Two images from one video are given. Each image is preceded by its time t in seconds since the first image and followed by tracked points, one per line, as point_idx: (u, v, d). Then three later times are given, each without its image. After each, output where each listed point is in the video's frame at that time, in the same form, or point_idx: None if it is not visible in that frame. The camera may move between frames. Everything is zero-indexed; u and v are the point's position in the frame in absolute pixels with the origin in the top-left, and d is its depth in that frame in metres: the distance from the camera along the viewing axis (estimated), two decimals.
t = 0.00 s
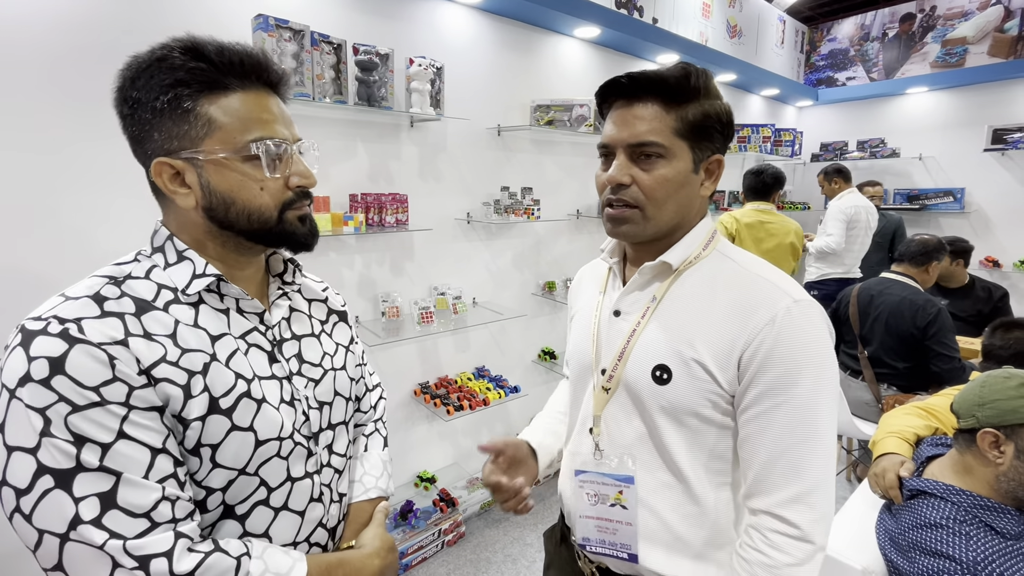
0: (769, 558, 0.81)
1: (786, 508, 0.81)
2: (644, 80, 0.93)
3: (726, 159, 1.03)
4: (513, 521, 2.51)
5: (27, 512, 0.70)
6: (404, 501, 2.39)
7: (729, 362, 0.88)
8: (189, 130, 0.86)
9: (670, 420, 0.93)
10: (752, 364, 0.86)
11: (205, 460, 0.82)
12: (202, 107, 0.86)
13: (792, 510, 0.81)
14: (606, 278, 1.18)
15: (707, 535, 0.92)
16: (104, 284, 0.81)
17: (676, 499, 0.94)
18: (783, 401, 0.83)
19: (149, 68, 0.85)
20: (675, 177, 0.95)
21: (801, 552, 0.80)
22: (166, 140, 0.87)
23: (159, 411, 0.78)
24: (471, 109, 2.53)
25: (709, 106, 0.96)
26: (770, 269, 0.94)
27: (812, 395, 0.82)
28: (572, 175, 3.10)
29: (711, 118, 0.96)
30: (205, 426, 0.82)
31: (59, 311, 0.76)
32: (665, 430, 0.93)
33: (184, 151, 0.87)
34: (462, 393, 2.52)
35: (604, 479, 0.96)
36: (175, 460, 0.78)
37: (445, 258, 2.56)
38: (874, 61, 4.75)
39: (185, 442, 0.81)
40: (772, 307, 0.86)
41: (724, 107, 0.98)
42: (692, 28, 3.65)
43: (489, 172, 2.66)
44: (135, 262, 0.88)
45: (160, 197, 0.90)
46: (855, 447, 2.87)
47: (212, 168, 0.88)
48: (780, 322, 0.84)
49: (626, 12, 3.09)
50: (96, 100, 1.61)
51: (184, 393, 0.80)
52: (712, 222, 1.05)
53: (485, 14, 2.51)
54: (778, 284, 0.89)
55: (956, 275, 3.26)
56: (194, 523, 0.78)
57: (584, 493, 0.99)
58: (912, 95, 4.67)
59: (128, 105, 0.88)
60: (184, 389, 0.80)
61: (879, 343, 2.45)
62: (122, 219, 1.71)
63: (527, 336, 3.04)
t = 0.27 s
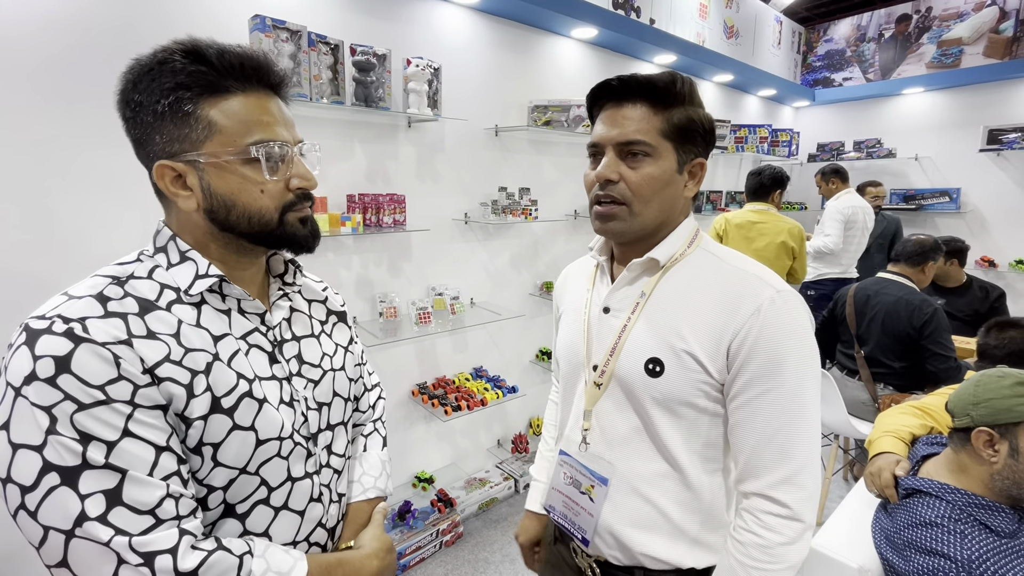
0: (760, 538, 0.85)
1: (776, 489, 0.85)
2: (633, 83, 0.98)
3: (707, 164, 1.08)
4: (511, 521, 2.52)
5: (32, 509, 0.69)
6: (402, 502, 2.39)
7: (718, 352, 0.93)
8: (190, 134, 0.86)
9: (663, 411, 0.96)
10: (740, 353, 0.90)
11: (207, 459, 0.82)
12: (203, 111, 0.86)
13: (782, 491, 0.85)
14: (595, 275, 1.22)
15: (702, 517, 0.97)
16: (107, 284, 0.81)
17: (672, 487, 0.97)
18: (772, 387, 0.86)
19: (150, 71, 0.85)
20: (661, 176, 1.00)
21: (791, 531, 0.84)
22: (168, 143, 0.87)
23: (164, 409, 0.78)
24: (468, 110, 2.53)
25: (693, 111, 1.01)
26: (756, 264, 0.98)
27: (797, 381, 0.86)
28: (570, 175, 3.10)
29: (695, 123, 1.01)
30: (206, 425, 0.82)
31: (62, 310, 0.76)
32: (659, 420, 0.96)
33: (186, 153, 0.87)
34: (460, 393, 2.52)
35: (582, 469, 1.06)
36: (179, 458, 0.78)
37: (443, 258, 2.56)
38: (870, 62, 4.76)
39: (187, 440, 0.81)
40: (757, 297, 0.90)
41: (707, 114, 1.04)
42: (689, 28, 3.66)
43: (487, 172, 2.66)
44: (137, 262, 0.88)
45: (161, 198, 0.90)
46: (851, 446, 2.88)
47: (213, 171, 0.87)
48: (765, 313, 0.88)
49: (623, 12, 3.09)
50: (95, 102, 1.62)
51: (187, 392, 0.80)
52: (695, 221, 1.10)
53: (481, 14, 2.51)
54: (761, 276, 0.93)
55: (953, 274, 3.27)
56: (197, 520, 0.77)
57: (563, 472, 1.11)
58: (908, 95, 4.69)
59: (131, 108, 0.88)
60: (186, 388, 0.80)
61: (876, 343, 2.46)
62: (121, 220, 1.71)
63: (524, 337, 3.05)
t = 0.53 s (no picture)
0: (750, 525, 0.87)
1: (764, 478, 0.87)
2: (619, 90, 0.99)
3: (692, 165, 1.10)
4: (509, 522, 2.52)
5: (34, 505, 0.69)
6: (401, 502, 2.39)
7: (705, 346, 0.94)
8: (189, 135, 0.86)
9: (654, 404, 0.98)
10: (726, 346, 0.92)
11: (208, 456, 0.83)
12: (202, 112, 0.86)
13: (769, 479, 0.87)
14: (586, 275, 1.24)
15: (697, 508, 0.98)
16: (108, 284, 0.81)
17: (667, 478, 0.98)
18: (757, 379, 0.88)
19: (151, 75, 0.86)
20: (648, 179, 1.01)
21: (779, 517, 0.86)
22: (168, 145, 0.87)
23: (165, 407, 0.79)
24: (466, 110, 2.53)
25: (677, 115, 1.03)
26: (743, 262, 1.00)
27: (781, 372, 0.88)
28: (568, 176, 3.11)
29: (680, 127, 1.03)
30: (207, 423, 0.82)
31: (65, 309, 0.76)
32: (649, 413, 0.98)
33: (185, 155, 0.87)
34: (458, 394, 2.53)
35: (578, 462, 1.06)
36: (179, 456, 0.79)
37: (442, 258, 2.56)
38: (867, 62, 4.78)
39: (188, 438, 0.81)
40: (740, 292, 0.92)
41: (691, 117, 1.05)
42: (686, 29, 3.67)
43: (485, 172, 2.67)
44: (139, 262, 0.88)
45: (162, 200, 0.90)
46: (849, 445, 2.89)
47: (212, 172, 0.88)
48: (748, 307, 0.90)
49: (621, 13, 3.10)
50: (93, 103, 1.62)
51: (188, 391, 0.81)
52: (682, 219, 1.12)
53: (479, 15, 2.52)
54: (745, 272, 0.95)
55: (951, 273, 3.28)
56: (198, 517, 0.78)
57: (559, 468, 1.11)
58: (905, 95, 4.70)
59: (132, 110, 0.88)
60: (187, 387, 0.81)
61: (873, 342, 2.47)
62: (120, 221, 1.71)
63: (523, 337, 3.05)
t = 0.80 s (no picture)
0: (738, 517, 0.87)
1: (751, 470, 0.88)
2: (608, 93, 1.01)
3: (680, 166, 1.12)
4: (508, 522, 2.52)
5: (38, 503, 0.70)
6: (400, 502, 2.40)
7: (694, 342, 0.95)
8: (191, 136, 0.87)
9: (645, 400, 0.99)
10: (714, 341, 0.92)
11: (210, 455, 0.83)
12: (203, 114, 0.87)
13: (757, 472, 0.87)
14: (580, 275, 1.25)
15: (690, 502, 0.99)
16: (111, 284, 0.81)
17: (659, 472, 0.99)
18: (743, 373, 0.89)
19: (151, 78, 0.86)
20: (637, 180, 1.03)
21: (766, 509, 0.87)
22: (170, 147, 0.87)
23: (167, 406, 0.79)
24: (465, 111, 2.54)
25: (665, 118, 1.04)
26: (731, 259, 1.01)
27: (766, 367, 0.89)
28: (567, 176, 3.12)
29: (667, 129, 1.04)
30: (209, 422, 0.82)
31: (68, 309, 0.76)
32: (641, 408, 0.98)
33: (187, 156, 0.87)
34: (457, 394, 2.53)
35: (574, 458, 1.07)
36: (182, 454, 0.79)
37: (441, 259, 2.57)
38: (864, 63, 4.80)
39: (190, 437, 0.82)
40: (726, 290, 0.93)
41: (678, 120, 1.07)
42: (684, 30, 3.68)
43: (483, 173, 2.67)
44: (141, 262, 0.89)
45: (164, 201, 0.91)
46: (846, 444, 2.90)
47: (214, 172, 0.88)
48: (734, 304, 0.91)
49: (619, 14, 3.11)
50: (94, 105, 1.62)
51: (189, 390, 0.81)
52: (672, 218, 1.13)
53: (478, 17, 2.52)
54: (731, 270, 0.96)
55: (948, 273, 3.29)
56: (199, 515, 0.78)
57: (556, 464, 1.12)
58: (901, 96, 4.72)
59: (133, 113, 0.88)
60: (189, 385, 0.81)
61: (870, 342, 2.48)
62: (119, 222, 1.71)
63: (522, 337, 3.05)
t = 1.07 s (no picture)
0: (728, 509, 0.88)
1: (739, 463, 0.88)
2: (592, 100, 1.02)
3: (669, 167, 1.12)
4: (507, 522, 2.52)
5: (26, 506, 0.70)
6: (399, 503, 2.40)
7: (684, 338, 0.96)
8: (195, 138, 0.87)
9: (637, 394, 0.99)
10: (703, 337, 0.93)
11: (210, 456, 0.83)
12: (206, 114, 0.87)
13: (744, 464, 0.88)
14: (576, 276, 1.26)
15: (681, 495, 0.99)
16: (111, 284, 0.82)
17: (650, 466, 0.99)
18: (729, 369, 0.89)
19: (151, 79, 0.86)
20: (626, 182, 1.03)
21: (754, 501, 0.87)
22: (173, 148, 0.87)
23: (160, 411, 0.78)
24: (463, 112, 2.54)
25: (650, 120, 1.05)
26: (720, 258, 1.02)
27: (753, 362, 0.89)
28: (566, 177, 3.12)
29: (654, 131, 1.05)
30: (209, 424, 0.83)
31: (69, 309, 0.76)
32: (634, 404, 0.99)
33: (190, 157, 0.88)
34: (456, 394, 2.53)
35: (570, 452, 1.08)
36: (171, 461, 0.78)
37: (440, 259, 2.57)
38: (862, 63, 4.81)
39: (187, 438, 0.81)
40: (714, 286, 0.94)
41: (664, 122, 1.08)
42: (682, 31, 3.69)
43: (483, 173, 2.68)
44: (142, 263, 0.89)
45: (167, 203, 0.90)
46: (845, 443, 2.91)
47: (219, 172, 0.88)
48: (722, 300, 0.92)
49: (618, 15, 3.12)
50: (94, 106, 1.63)
51: (188, 392, 0.81)
52: (662, 218, 1.13)
53: (476, 18, 2.53)
54: (719, 267, 0.97)
55: (947, 272, 3.29)
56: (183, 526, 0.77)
57: (552, 459, 1.13)
58: (899, 96, 4.74)
59: (133, 115, 0.88)
60: (187, 387, 0.81)
61: (868, 342, 2.49)
62: (119, 223, 1.71)
63: (521, 338, 3.06)
